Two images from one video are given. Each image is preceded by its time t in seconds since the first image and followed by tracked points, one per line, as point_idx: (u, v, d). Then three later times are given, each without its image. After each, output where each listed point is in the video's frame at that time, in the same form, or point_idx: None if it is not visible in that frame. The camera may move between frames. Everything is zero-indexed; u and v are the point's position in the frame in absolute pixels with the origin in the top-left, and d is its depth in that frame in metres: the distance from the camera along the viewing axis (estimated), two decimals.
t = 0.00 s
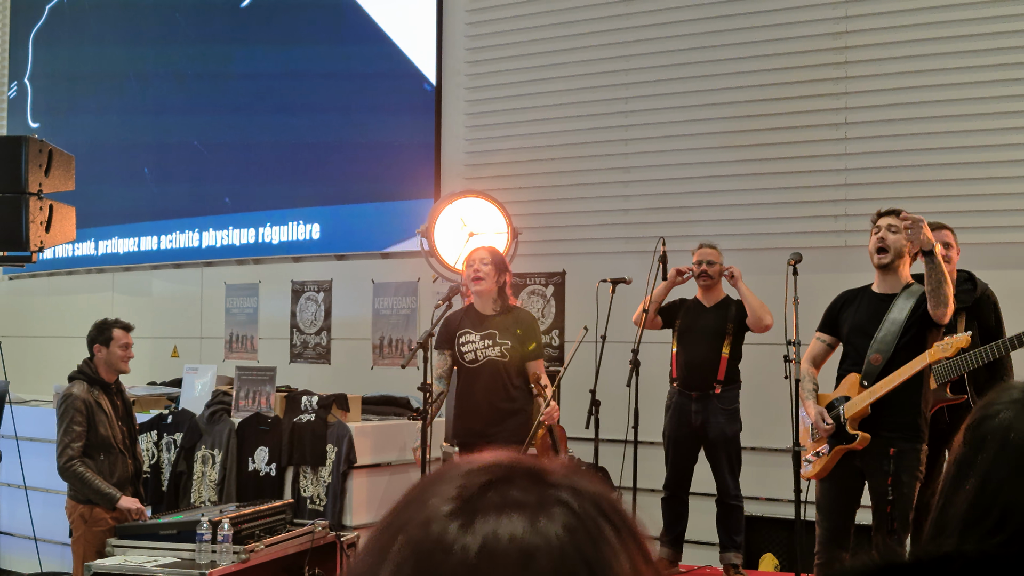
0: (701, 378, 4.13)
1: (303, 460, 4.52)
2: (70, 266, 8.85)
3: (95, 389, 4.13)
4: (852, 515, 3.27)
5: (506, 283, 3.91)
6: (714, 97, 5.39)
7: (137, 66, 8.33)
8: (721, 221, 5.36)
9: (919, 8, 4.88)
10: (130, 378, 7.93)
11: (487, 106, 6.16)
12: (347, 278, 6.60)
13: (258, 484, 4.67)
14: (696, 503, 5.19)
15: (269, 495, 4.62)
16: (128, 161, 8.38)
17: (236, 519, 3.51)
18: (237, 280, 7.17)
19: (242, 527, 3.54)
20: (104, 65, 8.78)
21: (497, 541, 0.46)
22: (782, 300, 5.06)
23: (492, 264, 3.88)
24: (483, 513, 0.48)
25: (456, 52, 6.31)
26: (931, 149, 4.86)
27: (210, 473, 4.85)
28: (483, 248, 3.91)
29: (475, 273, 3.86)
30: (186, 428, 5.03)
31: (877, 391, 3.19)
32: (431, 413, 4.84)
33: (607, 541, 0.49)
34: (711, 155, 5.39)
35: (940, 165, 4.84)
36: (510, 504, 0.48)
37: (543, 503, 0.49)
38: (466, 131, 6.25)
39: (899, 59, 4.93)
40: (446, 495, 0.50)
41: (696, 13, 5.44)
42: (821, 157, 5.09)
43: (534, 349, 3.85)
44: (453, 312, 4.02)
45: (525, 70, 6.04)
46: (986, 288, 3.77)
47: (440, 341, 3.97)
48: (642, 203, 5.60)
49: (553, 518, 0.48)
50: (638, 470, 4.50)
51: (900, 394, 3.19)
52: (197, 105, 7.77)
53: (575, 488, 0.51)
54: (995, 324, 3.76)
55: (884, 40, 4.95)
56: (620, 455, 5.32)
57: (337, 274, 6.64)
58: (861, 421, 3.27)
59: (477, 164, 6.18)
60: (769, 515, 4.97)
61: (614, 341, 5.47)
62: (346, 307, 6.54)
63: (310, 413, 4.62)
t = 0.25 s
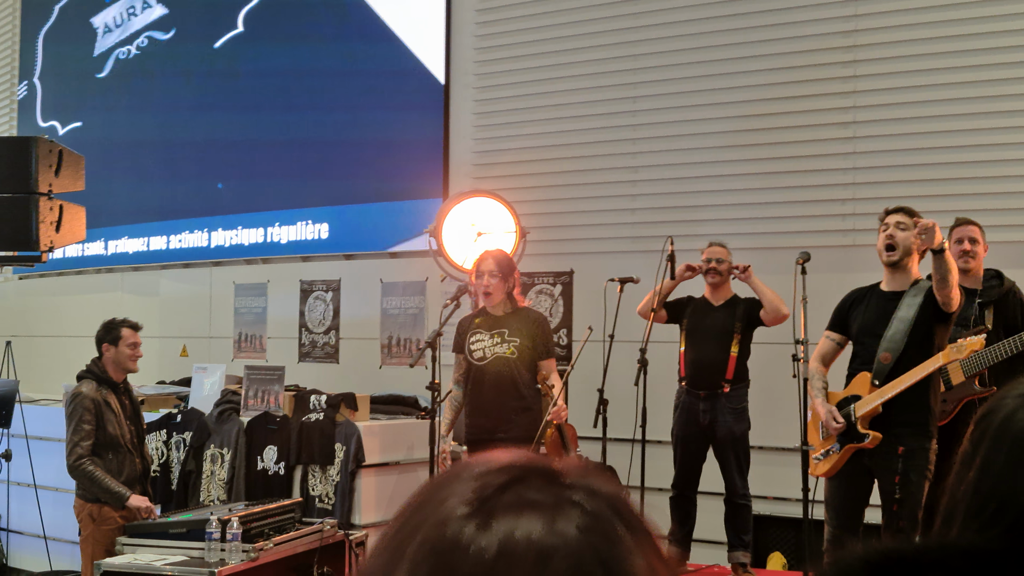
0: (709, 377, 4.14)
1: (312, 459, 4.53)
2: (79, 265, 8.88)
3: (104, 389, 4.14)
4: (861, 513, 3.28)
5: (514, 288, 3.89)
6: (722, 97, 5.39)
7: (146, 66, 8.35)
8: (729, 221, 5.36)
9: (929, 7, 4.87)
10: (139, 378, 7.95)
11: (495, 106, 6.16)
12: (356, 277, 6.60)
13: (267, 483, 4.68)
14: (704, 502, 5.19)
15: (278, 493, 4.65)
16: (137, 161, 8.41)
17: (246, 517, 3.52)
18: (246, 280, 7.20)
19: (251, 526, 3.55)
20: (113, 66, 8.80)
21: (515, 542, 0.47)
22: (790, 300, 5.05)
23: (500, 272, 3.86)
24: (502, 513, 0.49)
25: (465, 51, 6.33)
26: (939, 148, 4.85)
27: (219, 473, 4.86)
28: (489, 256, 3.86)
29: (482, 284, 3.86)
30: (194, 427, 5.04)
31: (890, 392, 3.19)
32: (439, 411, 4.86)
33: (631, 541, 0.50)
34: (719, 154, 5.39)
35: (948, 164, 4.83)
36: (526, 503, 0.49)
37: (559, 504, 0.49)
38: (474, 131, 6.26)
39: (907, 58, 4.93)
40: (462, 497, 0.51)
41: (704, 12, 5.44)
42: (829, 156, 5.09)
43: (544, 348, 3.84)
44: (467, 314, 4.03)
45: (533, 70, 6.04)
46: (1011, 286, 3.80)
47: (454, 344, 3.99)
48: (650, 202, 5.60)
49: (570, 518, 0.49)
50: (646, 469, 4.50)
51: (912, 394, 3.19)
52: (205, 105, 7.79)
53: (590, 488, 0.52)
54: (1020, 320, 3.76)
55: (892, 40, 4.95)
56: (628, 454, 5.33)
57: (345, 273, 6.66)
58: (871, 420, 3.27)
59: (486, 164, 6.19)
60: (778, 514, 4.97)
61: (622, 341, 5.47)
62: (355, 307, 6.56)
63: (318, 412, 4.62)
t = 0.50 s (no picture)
0: (713, 377, 4.12)
1: (314, 460, 4.52)
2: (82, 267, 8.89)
3: (104, 390, 4.13)
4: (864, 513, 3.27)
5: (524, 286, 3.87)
6: (724, 96, 5.38)
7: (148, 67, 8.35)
8: (731, 221, 5.35)
9: (930, 6, 4.86)
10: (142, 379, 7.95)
11: (497, 106, 6.15)
12: (358, 277, 6.59)
13: (269, 484, 4.67)
14: (707, 503, 5.18)
15: (280, 494, 4.64)
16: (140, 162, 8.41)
17: (247, 519, 3.51)
18: (248, 280, 7.26)
19: (253, 527, 3.54)
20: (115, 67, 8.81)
21: (526, 545, 0.46)
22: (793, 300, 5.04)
23: (510, 270, 3.86)
24: (512, 515, 0.48)
25: (466, 51, 6.32)
26: (942, 148, 4.84)
27: (221, 473, 4.86)
28: (500, 252, 3.86)
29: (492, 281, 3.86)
30: (197, 428, 5.04)
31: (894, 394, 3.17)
32: (441, 412, 4.84)
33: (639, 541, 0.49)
34: (721, 154, 5.38)
35: (951, 164, 4.81)
36: (538, 504, 0.48)
37: (569, 504, 0.48)
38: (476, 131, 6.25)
39: (909, 57, 4.92)
40: (471, 497, 0.50)
41: (705, 12, 5.43)
42: (832, 155, 5.08)
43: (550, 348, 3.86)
44: (477, 315, 4.01)
45: (535, 70, 6.03)
46: None
47: (465, 343, 3.96)
48: (653, 203, 5.59)
49: (580, 519, 0.48)
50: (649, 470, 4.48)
51: (919, 395, 3.17)
52: (207, 106, 7.78)
53: (600, 489, 0.51)
54: None
55: (894, 38, 4.93)
56: (631, 454, 5.33)
57: (347, 274, 6.62)
58: (875, 421, 3.26)
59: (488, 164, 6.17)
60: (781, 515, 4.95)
61: (624, 341, 5.46)
62: (357, 307, 6.54)
63: (321, 413, 4.62)
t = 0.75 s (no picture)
0: (717, 378, 4.11)
1: (317, 462, 4.52)
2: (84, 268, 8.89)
3: (107, 392, 4.13)
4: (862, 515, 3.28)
5: (543, 287, 3.87)
6: (727, 98, 5.37)
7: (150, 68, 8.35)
8: (734, 222, 5.34)
9: (933, 7, 4.85)
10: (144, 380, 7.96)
11: (500, 107, 6.15)
12: (360, 280, 6.63)
13: (272, 485, 4.67)
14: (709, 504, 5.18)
15: (283, 496, 4.63)
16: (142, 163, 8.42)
17: (250, 520, 3.50)
18: (251, 282, 7.26)
19: (256, 529, 3.53)
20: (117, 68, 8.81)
21: (478, 537, 0.53)
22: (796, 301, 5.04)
23: (528, 269, 3.85)
24: (472, 505, 0.55)
25: (468, 53, 6.33)
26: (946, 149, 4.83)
27: (223, 475, 4.88)
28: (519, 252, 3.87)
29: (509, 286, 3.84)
30: (199, 430, 5.04)
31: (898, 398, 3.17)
32: (444, 414, 4.85)
33: (586, 530, 0.56)
34: (724, 156, 5.38)
35: (955, 165, 4.81)
36: (496, 494, 0.55)
37: (522, 498, 0.56)
38: (478, 133, 6.25)
39: (912, 58, 4.91)
40: (435, 495, 0.57)
41: (707, 13, 5.43)
42: (835, 156, 5.07)
43: (570, 350, 3.84)
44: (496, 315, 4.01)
45: (537, 71, 6.03)
46: None
47: (484, 343, 3.96)
48: (655, 204, 5.58)
49: (531, 512, 0.55)
50: (651, 472, 4.47)
51: (917, 397, 3.18)
52: (210, 107, 7.78)
53: (551, 484, 0.58)
54: None
55: (897, 39, 4.92)
56: (633, 456, 5.34)
57: (350, 275, 6.67)
58: (877, 425, 3.25)
59: (491, 166, 6.17)
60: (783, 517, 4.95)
61: (627, 342, 5.46)
62: (359, 308, 6.57)
63: (323, 414, 4.61)
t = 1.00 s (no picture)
0: (719, 378, 4.11)
1: (317, 462, 4.51)
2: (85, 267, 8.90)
3: (108, 392, 4.13)
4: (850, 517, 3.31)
5: (564, 287, 3.88)
6: (728, 97, 5.37)
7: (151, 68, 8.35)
8: (734, 222, 5.34)
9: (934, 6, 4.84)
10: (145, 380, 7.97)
11: (500, 107, 6.15)
12: (361, 280, 6.60)
13: (273, 485, 4.67)
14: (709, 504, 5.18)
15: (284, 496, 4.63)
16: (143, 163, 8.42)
17: (252, 519, 3.50)
18: (251, 281, 7.25)
19: (257, 528, 3.53)
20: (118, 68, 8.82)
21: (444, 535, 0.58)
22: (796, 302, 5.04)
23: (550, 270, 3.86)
24: (430, 500, 0.60)
25: (469, 53, 6.33)
26: (947, 148, 4.82)
27: (224, 474, 4.89)
28: (541, 253, 3.88)
29: (531, 289, 3.84)
30: (200, 429, 5.05)
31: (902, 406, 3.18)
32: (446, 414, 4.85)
33: (552, 510, 0.61)
34: (725, 156, 5.37)
35: (956, 165, 4.80)
36: (448, 493, 0.60)
37: (484, 489, 0.61)
38: (479, 132, 6.24)
39: (912, 59, 4.90)
40: (403, 490, 0.62)
41: (708, 13, 5.42)
42: (835, 156, 5.07)
43: (593, 351, 3.83)
44: (519, 316, 4.04)
45: (537, 70, 6.02)
46: None
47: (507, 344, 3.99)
48: (656, 204, 5.58)
49: (492, 502, 0.60)
50: (652, 471, 4.46)
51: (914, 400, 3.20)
52: (210, 107, 7.78)
53: (513, 471, 0.63)
54: None
55: (898, 38, 4.92)
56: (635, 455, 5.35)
57: (351, 275, 6.66)
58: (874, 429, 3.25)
59: (491, 165, 6.17)
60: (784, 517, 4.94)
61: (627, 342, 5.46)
62: (360, 308, 6.55)
63: (323, 414, 4.60)
